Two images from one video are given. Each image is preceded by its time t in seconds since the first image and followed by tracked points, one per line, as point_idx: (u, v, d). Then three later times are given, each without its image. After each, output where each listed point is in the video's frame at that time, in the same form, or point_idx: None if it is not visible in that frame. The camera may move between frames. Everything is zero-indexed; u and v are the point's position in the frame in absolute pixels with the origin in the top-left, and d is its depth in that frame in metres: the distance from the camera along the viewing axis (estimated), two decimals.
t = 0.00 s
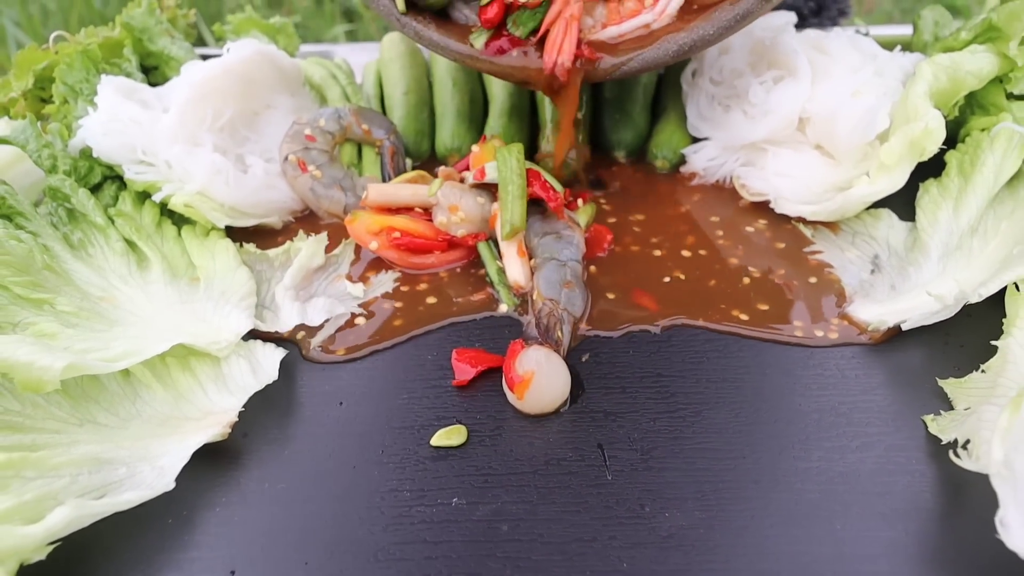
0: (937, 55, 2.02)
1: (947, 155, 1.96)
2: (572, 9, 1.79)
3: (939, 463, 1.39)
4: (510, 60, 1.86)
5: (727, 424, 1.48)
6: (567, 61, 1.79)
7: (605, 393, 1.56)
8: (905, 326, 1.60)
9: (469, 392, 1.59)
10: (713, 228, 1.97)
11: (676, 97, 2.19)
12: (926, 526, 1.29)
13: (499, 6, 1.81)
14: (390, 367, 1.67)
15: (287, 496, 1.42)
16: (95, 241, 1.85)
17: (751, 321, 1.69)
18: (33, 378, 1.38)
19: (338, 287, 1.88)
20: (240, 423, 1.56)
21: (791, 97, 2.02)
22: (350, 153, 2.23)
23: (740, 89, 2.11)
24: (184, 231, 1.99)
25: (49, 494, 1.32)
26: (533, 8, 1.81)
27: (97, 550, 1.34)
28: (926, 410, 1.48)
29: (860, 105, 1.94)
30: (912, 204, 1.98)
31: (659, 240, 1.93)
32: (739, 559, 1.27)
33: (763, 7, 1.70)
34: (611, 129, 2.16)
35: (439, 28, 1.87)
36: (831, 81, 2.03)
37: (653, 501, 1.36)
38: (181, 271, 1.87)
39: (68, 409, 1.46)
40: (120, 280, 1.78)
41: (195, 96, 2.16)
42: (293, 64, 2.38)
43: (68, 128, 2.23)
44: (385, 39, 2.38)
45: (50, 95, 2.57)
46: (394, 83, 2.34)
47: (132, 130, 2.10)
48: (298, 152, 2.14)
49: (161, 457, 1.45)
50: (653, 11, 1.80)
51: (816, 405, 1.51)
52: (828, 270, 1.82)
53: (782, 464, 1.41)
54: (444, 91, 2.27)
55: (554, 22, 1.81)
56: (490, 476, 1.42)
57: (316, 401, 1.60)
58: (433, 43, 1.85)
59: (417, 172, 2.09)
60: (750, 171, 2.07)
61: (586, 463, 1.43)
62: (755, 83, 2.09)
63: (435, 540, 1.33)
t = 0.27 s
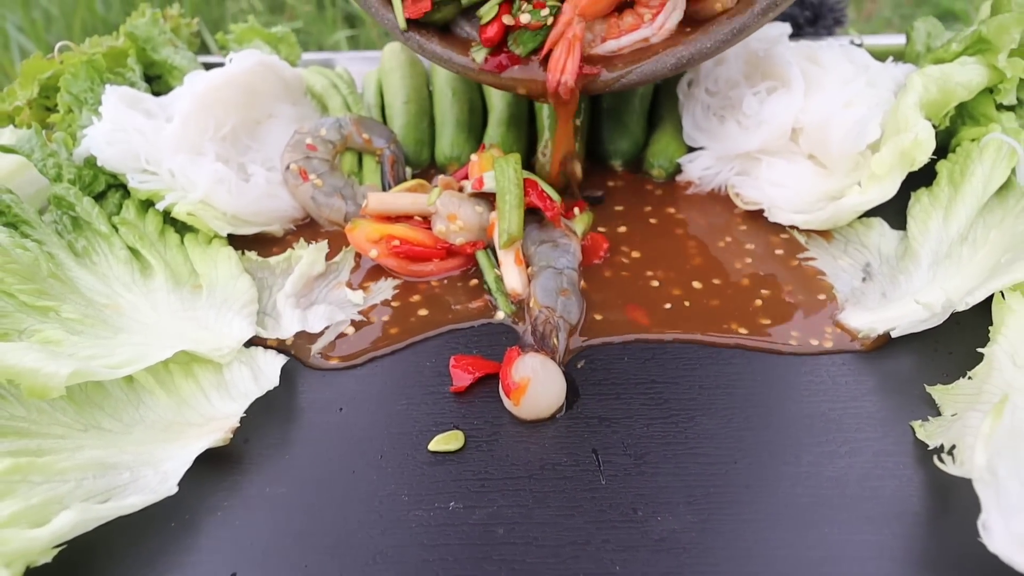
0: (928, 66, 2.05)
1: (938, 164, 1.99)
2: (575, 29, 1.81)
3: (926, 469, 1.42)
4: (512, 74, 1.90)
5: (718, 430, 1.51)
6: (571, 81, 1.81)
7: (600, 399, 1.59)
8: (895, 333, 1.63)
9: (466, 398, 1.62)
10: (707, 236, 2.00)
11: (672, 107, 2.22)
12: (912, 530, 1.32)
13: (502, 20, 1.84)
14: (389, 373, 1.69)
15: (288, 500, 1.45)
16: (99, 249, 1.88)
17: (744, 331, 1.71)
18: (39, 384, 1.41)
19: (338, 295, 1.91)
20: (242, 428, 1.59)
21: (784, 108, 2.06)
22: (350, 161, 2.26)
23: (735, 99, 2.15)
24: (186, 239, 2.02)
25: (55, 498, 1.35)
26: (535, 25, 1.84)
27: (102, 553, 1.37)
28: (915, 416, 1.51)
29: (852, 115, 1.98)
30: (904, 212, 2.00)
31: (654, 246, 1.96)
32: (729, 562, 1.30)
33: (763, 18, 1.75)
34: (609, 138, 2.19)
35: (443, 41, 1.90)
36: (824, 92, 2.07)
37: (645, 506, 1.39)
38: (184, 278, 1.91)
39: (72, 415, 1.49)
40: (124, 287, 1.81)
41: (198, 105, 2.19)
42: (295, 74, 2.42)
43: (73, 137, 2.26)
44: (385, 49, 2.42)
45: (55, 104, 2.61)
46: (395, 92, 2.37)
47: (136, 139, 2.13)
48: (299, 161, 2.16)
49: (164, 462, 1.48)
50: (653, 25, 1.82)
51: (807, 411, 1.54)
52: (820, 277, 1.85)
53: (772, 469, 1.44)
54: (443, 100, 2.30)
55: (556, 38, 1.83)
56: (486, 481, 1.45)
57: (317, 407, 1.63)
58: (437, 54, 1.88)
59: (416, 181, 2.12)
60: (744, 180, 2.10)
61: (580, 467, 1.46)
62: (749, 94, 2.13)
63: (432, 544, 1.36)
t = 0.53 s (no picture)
0: (924, 74, 2.08)
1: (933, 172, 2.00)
2: (571, 58, 1.83)
3: (919, 473, 1.44)
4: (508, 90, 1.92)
5: (714, 435, 1.53)
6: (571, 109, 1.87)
7: (598, 404, 1.60)
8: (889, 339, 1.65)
9: (466, 404, 1.64)
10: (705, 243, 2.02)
11: (672, 113, 2.22)
12: (905, 534, 1.34)
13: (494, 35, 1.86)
14: (390, 380, 1.71)
15: (289, 504, 1.47)
16: (103, 256, 1.90)
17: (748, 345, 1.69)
18: (43, 389, 1.43)
19: (339, 301, 1.93)
20: (244, 433, 1.61)
21: (781, 115, 2.08)
22: (351, 169, 2.28)
23: (731, 107, 2.16)
24: (189, 245, 2.04)
25: (60, 502, 1.37)
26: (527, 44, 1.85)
27: (107, 556, 1.39)
28: (908, 422, 1.53)
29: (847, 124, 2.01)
30: (900, 219, 2.02)
31: (653, 254, 1.98)
32: (724, 566, 1.32)
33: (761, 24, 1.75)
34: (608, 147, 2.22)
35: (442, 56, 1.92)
36: (820, 100, 2.09)
37: (642, 510, 1.41)
38: (187, 284, 1.93)
39: (76, 420, 1.51)
40: (128, 294, 1.83)
41: (201, 114, 2.22)
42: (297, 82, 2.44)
43: (78, 144, 2.29)
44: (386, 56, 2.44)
45: (60, 111, 2.64)
46: (395, 99, 2.39)
47: (140, 147, 2.16)
48: (301, 168, 2.19)
49: (167, 466, 1.50)
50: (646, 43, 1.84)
51: (802, 416, 1.55)
52: (816, 283, 1.86)
53: (768, 474, 1.45)
54: (443, 108, 2.32)
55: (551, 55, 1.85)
56: (485, 485, 1.47)
57: (318, 412, 1.65)
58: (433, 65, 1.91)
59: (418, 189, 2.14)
60: (741, 188, 2.12)
61: (577, 472, 1.48)
62: (746, 102, 2.14)
63: (431, 547, 1.38)
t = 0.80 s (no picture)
0: (921, 82, 2.09)
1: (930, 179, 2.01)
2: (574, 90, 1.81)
3: (915, 480, 1.45)
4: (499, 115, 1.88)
5: (712, 441, 1.54)
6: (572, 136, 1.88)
7: (596, 410, 1.61)
8: (885, 346, 1.66)
9: (466, 410, 1.65)
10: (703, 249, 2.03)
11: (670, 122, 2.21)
12: (900, 540, 1.35)
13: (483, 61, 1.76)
14: (390, 386, 1.73)
15: (290, 510, 1.48)
16: (106, 262, 1.92)
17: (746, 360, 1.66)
18: (46, 396, 1.45)
19: (340, 307, 1.94)
20: (245, 439, 1.62)
21: (779, 123, 2.09)
22: (352, 175, 2.29)
23: (730, 115, 2.16)
24: (192, 252, 2.06)
25: (62, 508, 1.39)
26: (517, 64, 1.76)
27: (109, 561, 1.40)
28: (905, 428, 1.54)
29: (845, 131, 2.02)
30: (897, 226, 2.03)
31: (652, 262, 1.99)
32: (721, 572, 1.33)
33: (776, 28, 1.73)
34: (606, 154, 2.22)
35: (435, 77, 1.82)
36: (818, 107, 2.10)
37: (639, 515, 1.42)
38: (189, 290, 1.95)
39: (78, 426, 1.53)
40: (130, 300, 1.85)
41: (204, 121, 2.23)
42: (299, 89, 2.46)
43: (81, 151, 2.31)
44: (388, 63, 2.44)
45: (63, 118, 2.66)
46: (396, 106, 2.39)
47: (143, 154, 2.18)
48: (302, 175, 2.20)
49: (168, 472, 1.51)
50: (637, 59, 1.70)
51: (799, 422, 1.56)
52: (814, 291, 1.87)
53: (765, 480, 1.46)
54: (444, 115, 2.33)
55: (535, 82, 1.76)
56: (484, 491, 1.48)
57: (318, 418, 1.66)
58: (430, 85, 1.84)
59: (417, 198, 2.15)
60: (739, 195, 2.13)
61: (576, 478, 1.49)
62: (745, 109, 2.14)
63: (430, 553, 1.39)
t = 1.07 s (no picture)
0: (920, 88, 2.10)
1: (929, 184, 2.02)
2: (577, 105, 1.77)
3: (914, 485, 1.45)
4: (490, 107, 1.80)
5: (712, 446, 1.54)
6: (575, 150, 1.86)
7: (596, 416, 1.61)
8: (885, 351, 1.66)
9: (466, 416, 1.66)
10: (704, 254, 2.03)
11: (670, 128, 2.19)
12: (899, 546, 1.36)
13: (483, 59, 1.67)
14: (391, 392, 1.73)
15: (291, 515, 1.49)
16: (107, 267, 1.92)
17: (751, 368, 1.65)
18: (48, 402, 1.45)
19: (341, 312, 1.95)
20: (246, 444, 1.63)
21: (778, 130, 2.10)
22: (353, 181, 2.30)
23: (730, 121, 2.18)
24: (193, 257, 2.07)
25: (64, 513, 1.39)
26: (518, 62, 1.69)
27: (111, 567, 1.41)
28: (904, 433, 1.54)
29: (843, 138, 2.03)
30: (897, 231, 2.03)
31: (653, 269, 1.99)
32: None
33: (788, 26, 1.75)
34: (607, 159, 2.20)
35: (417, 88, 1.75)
36: (817, 114, 2.11)
37: (640, 521, 1.43)
38: (190, 296, 1.96)
39: (80, 431, 1.53)
40: (131, 305, 1.85)
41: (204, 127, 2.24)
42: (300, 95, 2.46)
43: (83, 157, 2.32)
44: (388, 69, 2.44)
45: (65, 123, 2.67)
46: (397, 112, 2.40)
47: (145, 160, 2.18)
48: (303, 181, 2.21)
49: (170, 478, 1.51)
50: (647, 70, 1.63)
51: (799, 428, 1.56)
52: (815, 296, 1.87)
53: (764, 485, 1.47)
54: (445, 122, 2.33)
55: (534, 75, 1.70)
56: (485, 497, 1.49)
57: (319, 424, 1.67)
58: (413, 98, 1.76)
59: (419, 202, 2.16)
60: (739, 202, 2.13)
61: (576, 484, 1.49)
62: (745, 115, 2.15)
63: (431, 559, 1.40)
